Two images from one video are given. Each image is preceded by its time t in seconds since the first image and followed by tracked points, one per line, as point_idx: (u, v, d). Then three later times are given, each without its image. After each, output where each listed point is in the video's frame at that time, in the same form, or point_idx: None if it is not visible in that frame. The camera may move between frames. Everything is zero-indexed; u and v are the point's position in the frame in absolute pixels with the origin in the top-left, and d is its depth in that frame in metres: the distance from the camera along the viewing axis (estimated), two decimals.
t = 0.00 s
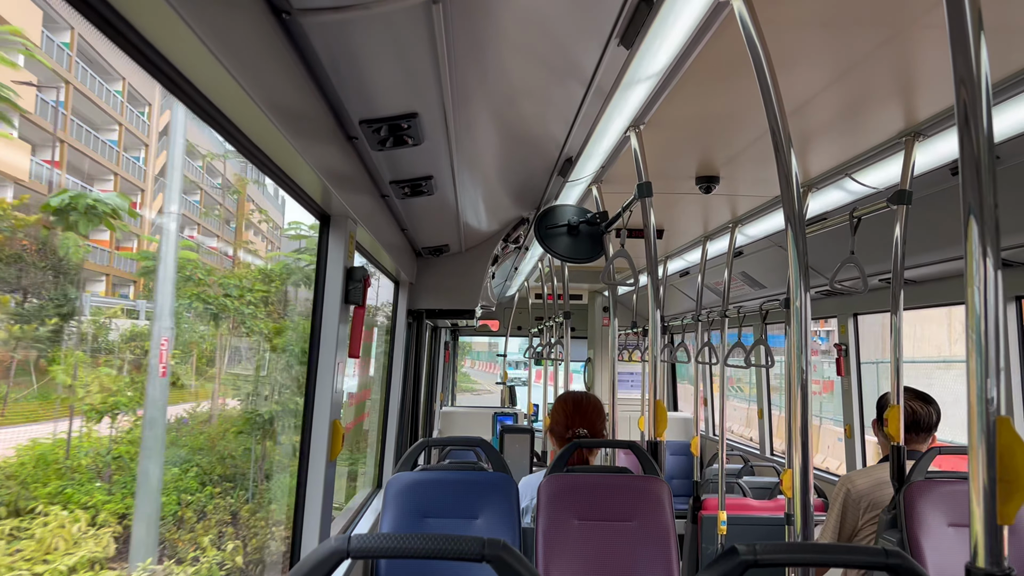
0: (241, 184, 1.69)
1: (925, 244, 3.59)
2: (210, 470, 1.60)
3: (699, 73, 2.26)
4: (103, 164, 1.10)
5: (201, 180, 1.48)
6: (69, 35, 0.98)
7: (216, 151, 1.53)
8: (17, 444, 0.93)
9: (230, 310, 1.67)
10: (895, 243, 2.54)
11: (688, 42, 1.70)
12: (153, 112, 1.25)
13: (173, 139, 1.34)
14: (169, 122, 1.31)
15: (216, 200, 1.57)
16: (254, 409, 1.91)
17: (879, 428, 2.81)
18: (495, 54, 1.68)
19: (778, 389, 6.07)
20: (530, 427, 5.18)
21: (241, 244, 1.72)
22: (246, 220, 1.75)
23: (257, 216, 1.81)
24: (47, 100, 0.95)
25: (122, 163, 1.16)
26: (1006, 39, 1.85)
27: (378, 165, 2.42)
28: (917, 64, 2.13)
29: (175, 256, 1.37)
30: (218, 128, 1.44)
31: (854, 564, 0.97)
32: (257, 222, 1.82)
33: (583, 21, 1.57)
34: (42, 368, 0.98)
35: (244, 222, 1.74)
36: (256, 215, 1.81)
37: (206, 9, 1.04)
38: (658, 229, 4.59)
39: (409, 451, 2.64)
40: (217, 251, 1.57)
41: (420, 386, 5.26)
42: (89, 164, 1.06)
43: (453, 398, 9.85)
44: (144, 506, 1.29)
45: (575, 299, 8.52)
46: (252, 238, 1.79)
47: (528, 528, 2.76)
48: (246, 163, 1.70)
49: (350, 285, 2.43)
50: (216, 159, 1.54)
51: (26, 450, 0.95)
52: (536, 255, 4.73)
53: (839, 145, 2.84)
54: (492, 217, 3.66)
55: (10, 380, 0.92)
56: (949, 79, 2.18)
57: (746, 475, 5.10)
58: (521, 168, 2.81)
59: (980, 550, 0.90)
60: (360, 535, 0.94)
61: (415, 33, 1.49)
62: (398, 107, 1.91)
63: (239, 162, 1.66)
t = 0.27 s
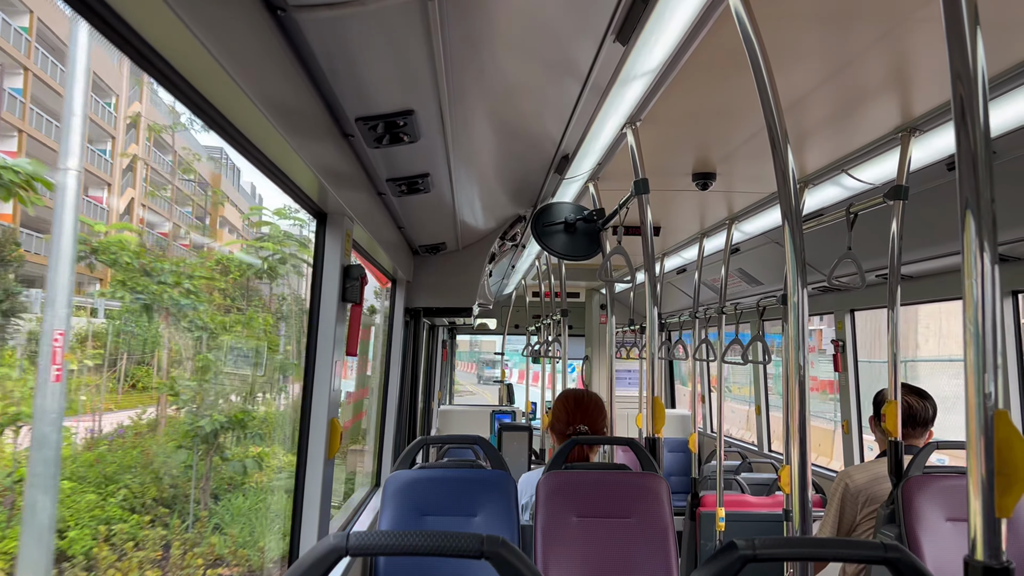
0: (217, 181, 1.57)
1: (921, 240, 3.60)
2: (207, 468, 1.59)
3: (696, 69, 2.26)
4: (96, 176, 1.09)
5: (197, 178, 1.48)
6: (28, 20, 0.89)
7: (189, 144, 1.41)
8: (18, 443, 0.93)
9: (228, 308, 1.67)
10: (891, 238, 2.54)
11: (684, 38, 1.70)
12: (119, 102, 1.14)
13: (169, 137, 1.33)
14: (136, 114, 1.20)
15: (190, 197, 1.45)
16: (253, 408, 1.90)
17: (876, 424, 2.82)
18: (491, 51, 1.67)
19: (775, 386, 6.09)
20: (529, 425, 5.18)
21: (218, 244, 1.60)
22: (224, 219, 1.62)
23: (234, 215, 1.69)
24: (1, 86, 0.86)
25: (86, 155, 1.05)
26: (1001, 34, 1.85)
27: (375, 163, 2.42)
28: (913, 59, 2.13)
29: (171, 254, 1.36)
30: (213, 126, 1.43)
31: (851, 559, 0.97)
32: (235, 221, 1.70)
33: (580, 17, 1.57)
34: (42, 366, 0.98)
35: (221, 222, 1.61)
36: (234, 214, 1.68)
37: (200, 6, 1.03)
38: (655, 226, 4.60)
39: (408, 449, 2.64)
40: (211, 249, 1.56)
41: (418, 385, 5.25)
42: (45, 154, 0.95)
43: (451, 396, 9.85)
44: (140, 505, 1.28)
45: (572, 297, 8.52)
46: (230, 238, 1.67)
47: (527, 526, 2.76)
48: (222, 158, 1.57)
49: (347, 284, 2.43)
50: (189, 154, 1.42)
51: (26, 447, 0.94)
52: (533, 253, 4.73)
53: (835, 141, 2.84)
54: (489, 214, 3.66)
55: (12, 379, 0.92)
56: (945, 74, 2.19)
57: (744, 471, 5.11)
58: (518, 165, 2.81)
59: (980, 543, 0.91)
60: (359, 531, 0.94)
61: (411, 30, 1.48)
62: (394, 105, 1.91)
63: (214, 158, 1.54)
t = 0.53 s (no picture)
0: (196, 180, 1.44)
1: (916, 242, 3.62)
2: (212, 473, 1.59)
3: (691, 73, 2.27)
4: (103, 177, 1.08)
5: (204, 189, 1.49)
6: None
7: (165, 141, 1.29)
8: (26, 449, 0.92)
9: (229, 313, 1.67)
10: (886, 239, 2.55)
11: (679, 43, 1.70)
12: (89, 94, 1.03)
13: (176, 149, 1.34)
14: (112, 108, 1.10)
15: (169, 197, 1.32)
16: (255, 413, 1.89)
17: (871, 425, 2.83)
18: (487, 56, 1.68)
19: (772, 387, 6.11)
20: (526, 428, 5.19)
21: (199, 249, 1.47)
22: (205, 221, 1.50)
23: (216, 218, 1.57)
24: None
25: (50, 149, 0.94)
26: (994, 38, 1.86)
27: (371, 168, 2.42)
28: (907, 63, 2.14)
29: (179, 262, 1.36)
30: (213, 134, 1.44)
31: (847, 560, 0.97)
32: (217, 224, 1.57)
33: (575, 23, 1.57)
34: (53, 373, 0.98)
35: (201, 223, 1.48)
36: (214, 216, 1.56)
37: (197, 13, 1.03)
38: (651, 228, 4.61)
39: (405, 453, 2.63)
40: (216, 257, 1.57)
41: (415, 388, 5.25)
42: (7, 149, 0.85)
43: (448, 399, 9.84)
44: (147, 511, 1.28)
45: (569, 299, 8.53)
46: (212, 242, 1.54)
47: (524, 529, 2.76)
48: (200, 156, 1.45)
49: (344, 288, 2.43)
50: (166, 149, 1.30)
51: (34, 455, 0.94)
52: (530, 256, 4.73)
53: (831, 144, 2.85)
54: (485, 218, 3.67)
55: (23, 384, 0.91)
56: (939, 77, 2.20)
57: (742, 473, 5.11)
58: (514, 169, 2.82)
59: (974, 544, 0.91)
60: (358, 537, 0.94)
61: (406, 36, 1.48)
62: (391, 110, 1.91)
63: (193, 155, 1.41)
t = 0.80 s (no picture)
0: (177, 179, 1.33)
1: (914, 245, 3.63)
2: (213, 476, 1.58)
3: (690, 76, 2.28)
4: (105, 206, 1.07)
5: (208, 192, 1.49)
6: None
7: (157, 138, 1.25)
8: (33, 453, 0.91)
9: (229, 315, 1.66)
10: (885, 242, 2.55)
11: (679, 45, 1.71)
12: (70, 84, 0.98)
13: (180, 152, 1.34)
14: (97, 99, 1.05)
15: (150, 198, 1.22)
16: (254, 416, 1.88)
17: (867, 428, 2.84)
18: (487, 58, 1.67)
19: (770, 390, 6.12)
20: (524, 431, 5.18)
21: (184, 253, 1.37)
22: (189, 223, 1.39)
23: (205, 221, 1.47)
24: None
25: (12, 139, 0.86)
26: (992, 42, 1.87)
27: (370, 170, 2.41)
28: (905, 66, 2.15)
29: (181, 266, 1.36)
30: (214, 136, 1.43)
31: (850, 563, 0.97)
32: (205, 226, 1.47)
33: (576, 24, 1.57)
34: (60, 374, 0.97)
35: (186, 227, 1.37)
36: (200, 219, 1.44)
37: (199, 13, 1.03)
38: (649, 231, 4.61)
39: (404, 456, 2.62)
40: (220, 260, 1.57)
41: (413, 391, 5.23)
42: None
43: (446, 403, 9.82)
44: (154, 515, 1.27)
45: (566, 302, 8.53)
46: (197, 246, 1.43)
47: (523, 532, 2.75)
48: (179, 152, 1.34)
49: (343, 290, 2.42)
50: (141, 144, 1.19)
51: (43, 456, 0.93)
52: (528, 259, 4.73)
53: (829, 146, 2.86)
54: (484, 221, 3.66)
55: (25, 387, 0.89)
56: (937, 80, 2.21)
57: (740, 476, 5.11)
58: (513, 172, 2.81)
59: (976, 546, 0.91)
60: (359, 539, 0.93)
61: (407, 38, 1.48)
62: (391, 112, 1.91)
63: (172, 152, 1.31)
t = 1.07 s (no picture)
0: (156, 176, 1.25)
1: (909, 250, 3.65)
2: (204, 477, 1.57)
3: (687, 81, 2.29)
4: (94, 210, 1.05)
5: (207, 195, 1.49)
6: None
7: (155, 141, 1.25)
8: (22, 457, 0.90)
9: (224, 315, 1.66)
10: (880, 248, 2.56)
11: (677, 51, 1.72)
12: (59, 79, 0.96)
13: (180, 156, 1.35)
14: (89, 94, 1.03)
15: (131, 198, 1.15)
16: (248, 418, 1.88)
17: (859, 435, 2.84)
18: (484, 63, 1.68)
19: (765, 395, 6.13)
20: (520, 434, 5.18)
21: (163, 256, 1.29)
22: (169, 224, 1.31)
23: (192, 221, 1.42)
24: None
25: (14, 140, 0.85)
26: (986, 51, 1.88)
27: (367, 173, 2.41)
28: (901, 73, 2.17)
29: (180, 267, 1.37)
30: (212, 139, 1.43)
31: (841, 569, 0.98)
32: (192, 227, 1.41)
33: (573, 30, 1.58)
34: (53, 375, 0.96)
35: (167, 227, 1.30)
36: (182, 219, 1.36)
37: (195, 15, 1.02)
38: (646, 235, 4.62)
39: (399, 458, 2.61)
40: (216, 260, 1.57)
41: (409, 394, 5.23)
42: None
43: (441, 405, 9.81)
44: (145, 516, 1.27)
45: (563, 305, 8.54)
46: (178, 247, 1.35)
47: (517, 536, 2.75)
48: (160, 150, 1.26)
49: (338, 293, 2.42)
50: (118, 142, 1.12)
51: (35, 460, 0.92)
52: (525, 262, 4.73)
53: (825, 152, 2.87)
54: (481, 224, 3.67)
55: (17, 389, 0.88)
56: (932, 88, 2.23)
57: (735, 480, 5.11)
58: (510, 175, 2.82)
59: (967, 553, 0.91)
60: (352, 542, 0.93)
61: (405, 42, 1.49)
62: (388, 115, 1.91)
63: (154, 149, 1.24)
